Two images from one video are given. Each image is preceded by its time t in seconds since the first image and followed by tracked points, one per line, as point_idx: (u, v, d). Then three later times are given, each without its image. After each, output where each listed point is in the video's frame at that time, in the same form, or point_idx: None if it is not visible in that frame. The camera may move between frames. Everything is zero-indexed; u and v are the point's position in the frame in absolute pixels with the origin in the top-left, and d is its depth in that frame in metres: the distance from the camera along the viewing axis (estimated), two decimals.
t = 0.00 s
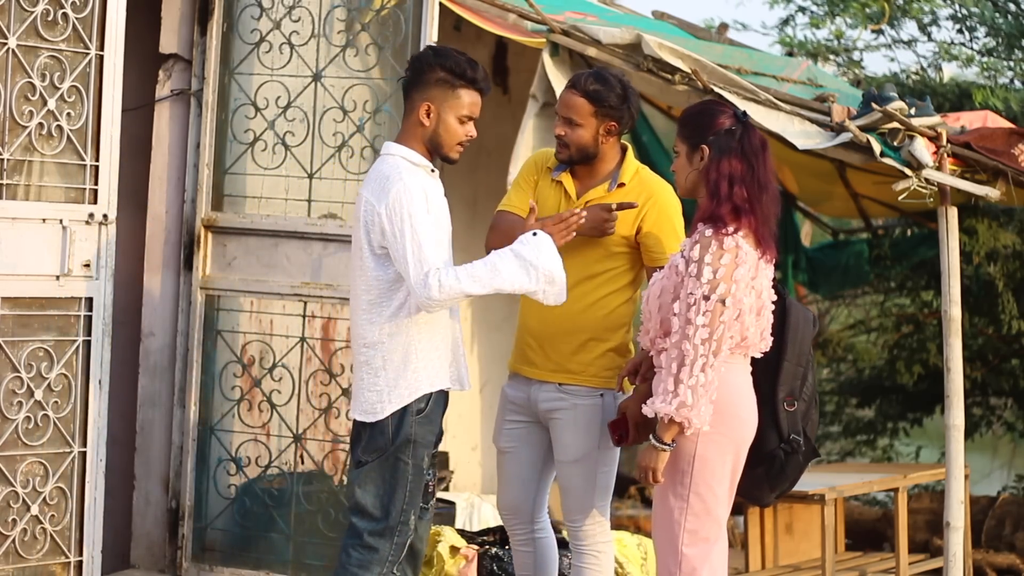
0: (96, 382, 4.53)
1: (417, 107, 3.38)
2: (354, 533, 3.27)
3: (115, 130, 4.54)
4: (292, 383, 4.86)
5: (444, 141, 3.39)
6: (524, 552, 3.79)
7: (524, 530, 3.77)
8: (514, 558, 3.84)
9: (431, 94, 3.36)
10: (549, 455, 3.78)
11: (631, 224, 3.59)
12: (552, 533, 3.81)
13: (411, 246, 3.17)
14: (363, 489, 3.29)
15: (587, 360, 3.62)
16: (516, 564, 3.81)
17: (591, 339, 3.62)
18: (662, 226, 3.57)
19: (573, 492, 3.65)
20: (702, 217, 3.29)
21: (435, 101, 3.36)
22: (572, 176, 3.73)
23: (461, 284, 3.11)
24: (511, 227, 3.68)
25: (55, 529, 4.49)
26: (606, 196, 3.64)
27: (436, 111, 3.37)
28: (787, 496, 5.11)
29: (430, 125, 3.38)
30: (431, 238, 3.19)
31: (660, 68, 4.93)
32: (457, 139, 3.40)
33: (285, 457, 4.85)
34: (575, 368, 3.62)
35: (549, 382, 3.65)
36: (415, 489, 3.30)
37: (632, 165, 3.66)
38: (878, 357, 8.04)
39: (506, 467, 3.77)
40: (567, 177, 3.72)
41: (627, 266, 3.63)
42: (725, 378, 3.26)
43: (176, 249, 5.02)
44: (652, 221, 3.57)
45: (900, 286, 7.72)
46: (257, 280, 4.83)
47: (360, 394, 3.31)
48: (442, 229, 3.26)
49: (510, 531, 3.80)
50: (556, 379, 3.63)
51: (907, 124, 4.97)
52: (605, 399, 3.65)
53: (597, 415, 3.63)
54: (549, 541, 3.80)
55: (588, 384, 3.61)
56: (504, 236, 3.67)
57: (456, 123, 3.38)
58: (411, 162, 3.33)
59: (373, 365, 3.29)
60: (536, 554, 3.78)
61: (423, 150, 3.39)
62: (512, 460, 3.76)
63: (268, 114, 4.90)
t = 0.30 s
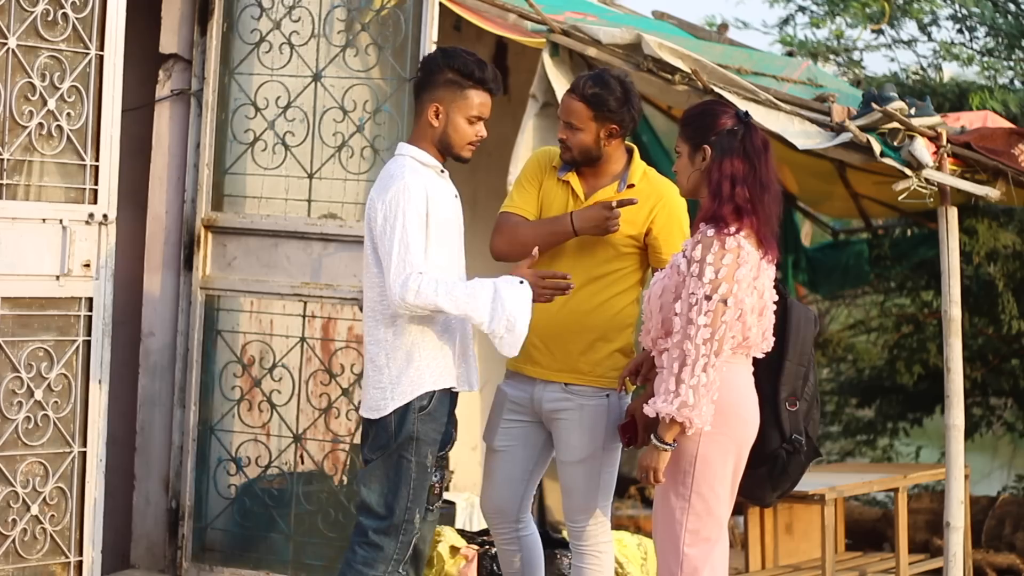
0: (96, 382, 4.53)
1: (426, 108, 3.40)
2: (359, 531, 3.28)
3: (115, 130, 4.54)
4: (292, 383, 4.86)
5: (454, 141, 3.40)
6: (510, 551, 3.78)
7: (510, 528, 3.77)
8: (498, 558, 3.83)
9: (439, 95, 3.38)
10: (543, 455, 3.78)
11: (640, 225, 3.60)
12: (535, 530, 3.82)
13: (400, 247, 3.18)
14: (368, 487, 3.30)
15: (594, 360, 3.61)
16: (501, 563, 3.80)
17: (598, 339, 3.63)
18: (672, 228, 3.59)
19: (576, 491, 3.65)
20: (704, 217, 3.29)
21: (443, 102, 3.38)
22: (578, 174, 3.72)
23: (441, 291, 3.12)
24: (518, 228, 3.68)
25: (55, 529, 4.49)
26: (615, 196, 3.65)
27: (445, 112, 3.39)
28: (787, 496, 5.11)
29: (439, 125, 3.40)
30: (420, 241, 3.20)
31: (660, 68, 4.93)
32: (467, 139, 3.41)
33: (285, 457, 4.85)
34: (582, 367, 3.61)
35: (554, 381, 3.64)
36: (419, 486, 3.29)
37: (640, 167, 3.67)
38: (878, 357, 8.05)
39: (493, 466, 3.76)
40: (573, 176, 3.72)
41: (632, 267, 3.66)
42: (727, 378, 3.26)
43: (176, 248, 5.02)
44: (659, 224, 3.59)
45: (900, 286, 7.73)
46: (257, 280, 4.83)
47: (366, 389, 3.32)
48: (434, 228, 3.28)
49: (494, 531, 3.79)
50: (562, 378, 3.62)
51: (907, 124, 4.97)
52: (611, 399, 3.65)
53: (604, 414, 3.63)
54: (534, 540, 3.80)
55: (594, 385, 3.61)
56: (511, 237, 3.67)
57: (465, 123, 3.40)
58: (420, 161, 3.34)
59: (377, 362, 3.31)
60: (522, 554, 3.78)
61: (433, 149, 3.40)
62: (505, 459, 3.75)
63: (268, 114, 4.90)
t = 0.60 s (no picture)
0: (96, 382, 4.53)
1: (434, 111, 3.40)
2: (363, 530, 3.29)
3: (115, 130, 4.54)
4: (292, 383, 4.86)
5: (465, 141, 3.41)
6: (507, 549, 3.76)
7: (507, 527, 3.75)
8: (493, 557, 3.81)
9: (447, 97, 3.38)
10: (543, 454, 3.77)
11: (643, 225, 3.60)
12: (530, 529, 3.80)
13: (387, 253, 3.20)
14: (370, 487, 3.30)
15: (597, 359, 3.62)
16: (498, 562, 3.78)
17: (601, 339, 3.63)
18: (676, 228, 3.58)
19: (577, 491, 3.65)
20: (704, 217, 3.29)
21: (452, 105, 3.39)
22: (581, 174, 3.72)
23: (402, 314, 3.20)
24: (522, 229, 3.68)
25: (55, 529, 4.49)
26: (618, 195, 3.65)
27: (455, 115, 3.39)
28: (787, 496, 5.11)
29: (449, 129, 3.40)
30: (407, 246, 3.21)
31: (660, 68, 4.93)
32: (479, 138, 3.43)
33: (285, 457, 4.85)
34: (584, 367, 3.61)
35: (556, 381, 3.64)
36: (421, 484, 3.28)
37: (643, 166, 3.67)
38: (878, 357, 8.04)
39: (493, 464, 3.75)
40: (576, 176, 3.72)
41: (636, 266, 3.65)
42: (728, 378, 3.26)
43: (176, 248, 5.02)
44: (662, 223, 3.59)
45: (900, 286, 7.73)
46: (257, 280, 4.83)
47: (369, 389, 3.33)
48: (429, 232, 3.27)
49: (490, 530, 3.77)
50: (564, 378, 3.62)
51: (907, 124, 4.97)
52: (612, 400, 3.66)
53: (606, 414, 3.64)
54: (531, 539, 3.79)
55: (597, 384, 3.62)
56: (515, 238, 3.67)
57: (475, 123, 3.41)
58: (424, 162, 3.35)
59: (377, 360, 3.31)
60: (519, 553, 3.77)
61: (441, 151, 3.41)
62: (504, 457, 3.74)
63: (268, 114, 4.90)
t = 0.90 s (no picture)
0: (97, 382, 4.53)
1: (436, 113, 3.40)
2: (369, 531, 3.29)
3: (114, 130, 4.54)
4: (292, 383, 4.86)
5: (469, 141, 3.42)
6: (511, 551, 3.77)
7: (514, 529, 3.75)
8: (500, 558, 3.81)
9: (449, 99, 3.38)
10: (547, 455, 3.77)
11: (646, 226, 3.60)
12: (538, 531, 3.80)
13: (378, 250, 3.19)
14: (372, 487, 3.30)
15: (599, 360, 3.62)
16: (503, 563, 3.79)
17: (603, 340, 3.62)
18: (679, 228, 3.59)
19: (579, 491, 3.65)
20: (706, 217, 3.29)
21: (454, 107, 3.38)
22: (584, 175, 3.72)
23: (382, 312, 3.15)
24: (526, 229, 3.68)
25: (55, 529, 4.49)
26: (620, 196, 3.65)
27: (458, 116, 3.39)
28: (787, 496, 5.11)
29: (452, 130, 3.40)
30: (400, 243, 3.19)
31: (660, 68, 4.93)
32: (480, 138, 3.43)
33: (285, 457, 4.85)
34: (586, 368, 3.62)
35: (558, 381, 3.64)
36: (422, 483, 3.28)
37: (646, 167, 3.66)
38: (878, 357, 8.04)
39: (497, 465, 3.75)
40: (580, 176, 3.72)
41: (639, 268, 3.65)
42: (730, 379, 3.26)
43: (176, 249, 5.02)
44: (664, 224, 3.59)
45: (900, 286, 7.73)
46: (257, 280, 4.83)
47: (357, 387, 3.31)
48: (426, 233, 3.28)
49: (497, 531, 3.78)
50: (566, 378, 3.62)
51: (907, 124, 4.97)
52: (614, 399, 3.65)
53: (608, 414, 3.63)
54: (536, 541, 3.78)
55: (600, 385, 3.61)
56: (518, 238, 3.67)
57: (478, 123, 3.41)
58: (425, 162, 3.36)
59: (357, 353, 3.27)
60: (523, 554, 3.77)
61: (445, 152, 3.42)
62: (507, 458, 3.74)
63: (268, 114, 4.90)
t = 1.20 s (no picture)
0: (97, 382, 4.53)
1: (434, 114, 3.40)
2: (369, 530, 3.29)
3: (114, 130, 4.54)
4: (292, 383, 4.86)
5: (467, 141, 3.41)
6: (510, 551, 3.77)
7: (511, 528, 3.75)
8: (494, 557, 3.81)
9: (447, 99, 3.38)
10: (549, 455, 3.77)
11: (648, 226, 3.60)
12: (532, 530, 3.81)
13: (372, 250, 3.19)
14: (370, 486, 3.30)
15: (603, 361, 3.61)
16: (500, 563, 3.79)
17: (608, 340, 3.62)
18: (682, 229, 3.59)
19: (583, 492, 3.65)
20: (709, 218, 3.29)
21: (452, 106, 3.38)
22: (587, 176, 3.72)
23: (374, 312, 3.16)
24: (530, 232, 3.68)
25: (55, 529, 4.49)
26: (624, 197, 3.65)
27: (455, 116, 3.39)
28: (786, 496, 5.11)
29: (450, 130, 3.40)
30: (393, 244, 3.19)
31: (660, 68, 4.93)
32: (479, 138, 3.42)
33: (285, 457, 4.85)
34: (591, 368, 3.62)
35: (563, 382, 3.63)
36: (420, 482, 3.28)
37: (649, 168, 3.66)
38: (878, 357, 8.05)
39: (498, 464, 3.75)
40: (583, 178, 3.72)
41: (642, 269, 3.65)
42: (732, 380, 3.26)
43: (176, 249, 5.02)
44: (668, 225, 3.59)
45: (900, 286, 7.73)
46: (257, 280, 4.83)
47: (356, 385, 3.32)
48: (420, 234, 3.28)
49: (492, 530, 3.77)
50: (571, 379, 3.62)
51: (907, 124, 4.97)
52: (619, 400, 3.64)
53: (612, 415, 3.63)
54: (534, 541, 3.79)
55: (604, 385, 3.61)
56: (523, 240, 3.68)
57: (476, 123, 3.40)
58: (423, 163, 3.36)
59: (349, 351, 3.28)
60: (522, 554, 3.78)
61: (443, 152, 3.42)
62: (509, 458, 3.74)
63: (268, 114, 4.90)
